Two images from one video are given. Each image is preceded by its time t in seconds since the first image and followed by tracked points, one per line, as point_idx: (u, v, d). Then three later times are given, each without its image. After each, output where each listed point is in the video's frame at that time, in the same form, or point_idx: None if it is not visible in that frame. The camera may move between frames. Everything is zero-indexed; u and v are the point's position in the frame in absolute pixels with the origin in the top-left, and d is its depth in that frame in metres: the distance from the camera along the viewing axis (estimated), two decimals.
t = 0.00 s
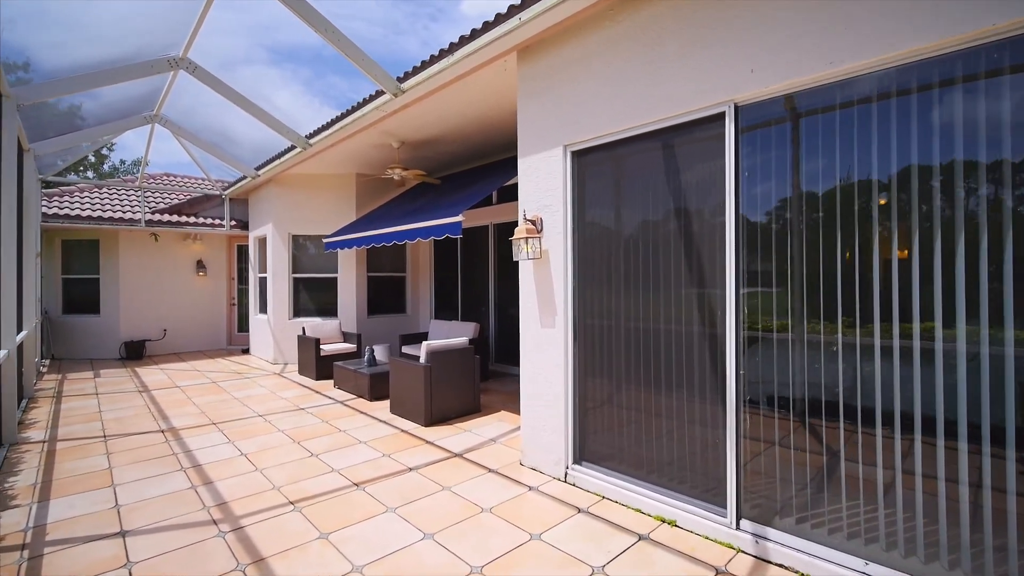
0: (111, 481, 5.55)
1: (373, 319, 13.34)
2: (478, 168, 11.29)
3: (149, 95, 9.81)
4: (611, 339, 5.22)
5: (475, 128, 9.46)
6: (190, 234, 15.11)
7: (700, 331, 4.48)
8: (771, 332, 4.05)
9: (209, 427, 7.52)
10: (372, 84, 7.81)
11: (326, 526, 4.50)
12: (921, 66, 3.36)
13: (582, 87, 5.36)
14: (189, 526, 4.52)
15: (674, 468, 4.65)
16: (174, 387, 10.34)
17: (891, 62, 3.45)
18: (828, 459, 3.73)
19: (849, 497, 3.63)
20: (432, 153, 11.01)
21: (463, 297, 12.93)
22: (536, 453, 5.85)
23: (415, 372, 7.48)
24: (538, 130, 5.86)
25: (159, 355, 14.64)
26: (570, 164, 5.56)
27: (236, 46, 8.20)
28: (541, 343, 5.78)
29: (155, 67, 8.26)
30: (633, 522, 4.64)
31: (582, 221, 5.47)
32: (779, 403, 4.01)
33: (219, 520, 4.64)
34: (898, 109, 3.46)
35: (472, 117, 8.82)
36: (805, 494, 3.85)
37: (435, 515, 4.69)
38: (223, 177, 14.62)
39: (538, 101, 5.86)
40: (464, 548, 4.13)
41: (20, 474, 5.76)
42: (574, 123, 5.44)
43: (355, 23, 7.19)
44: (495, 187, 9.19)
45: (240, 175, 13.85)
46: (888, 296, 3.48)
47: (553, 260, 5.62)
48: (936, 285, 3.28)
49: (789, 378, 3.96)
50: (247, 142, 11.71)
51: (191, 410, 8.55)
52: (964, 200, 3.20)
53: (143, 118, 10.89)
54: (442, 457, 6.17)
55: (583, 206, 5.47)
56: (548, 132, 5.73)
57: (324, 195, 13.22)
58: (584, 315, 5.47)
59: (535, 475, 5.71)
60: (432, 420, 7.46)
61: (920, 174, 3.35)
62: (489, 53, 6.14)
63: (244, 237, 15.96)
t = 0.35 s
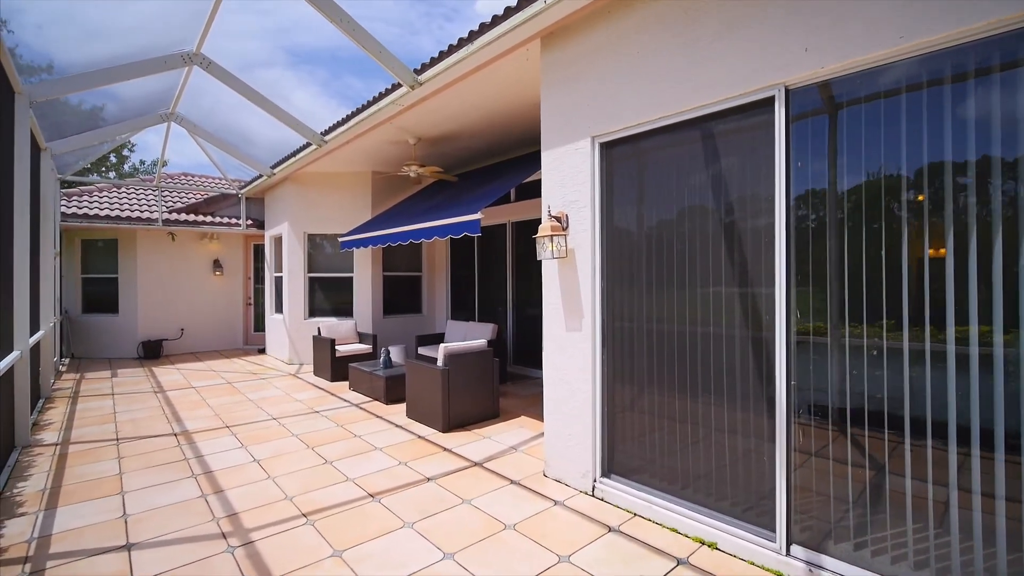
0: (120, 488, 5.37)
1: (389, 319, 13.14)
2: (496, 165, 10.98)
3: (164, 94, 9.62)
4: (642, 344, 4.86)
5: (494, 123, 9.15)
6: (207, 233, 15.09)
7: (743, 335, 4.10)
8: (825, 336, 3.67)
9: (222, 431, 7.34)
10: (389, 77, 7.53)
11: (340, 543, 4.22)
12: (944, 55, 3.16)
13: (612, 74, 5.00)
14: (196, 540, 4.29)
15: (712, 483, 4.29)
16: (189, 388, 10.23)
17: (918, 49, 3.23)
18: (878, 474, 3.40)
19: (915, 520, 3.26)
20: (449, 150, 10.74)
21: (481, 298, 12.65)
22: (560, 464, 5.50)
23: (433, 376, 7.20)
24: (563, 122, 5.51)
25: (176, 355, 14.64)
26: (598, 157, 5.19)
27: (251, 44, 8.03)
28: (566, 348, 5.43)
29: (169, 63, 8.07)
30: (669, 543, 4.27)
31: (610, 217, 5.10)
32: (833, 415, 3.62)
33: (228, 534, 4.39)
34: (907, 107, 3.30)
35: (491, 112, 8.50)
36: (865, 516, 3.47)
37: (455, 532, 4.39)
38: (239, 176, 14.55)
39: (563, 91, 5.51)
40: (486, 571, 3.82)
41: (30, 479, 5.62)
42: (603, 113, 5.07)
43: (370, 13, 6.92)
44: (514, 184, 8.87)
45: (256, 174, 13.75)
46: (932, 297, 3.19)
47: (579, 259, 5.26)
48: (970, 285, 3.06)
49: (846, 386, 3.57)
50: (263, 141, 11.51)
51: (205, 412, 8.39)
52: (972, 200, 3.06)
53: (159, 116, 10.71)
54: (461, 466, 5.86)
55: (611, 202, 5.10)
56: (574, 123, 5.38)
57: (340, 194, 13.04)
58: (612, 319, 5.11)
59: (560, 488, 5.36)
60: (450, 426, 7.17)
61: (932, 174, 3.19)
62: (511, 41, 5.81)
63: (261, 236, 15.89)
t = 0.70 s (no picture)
0: (117, 498, 5.06)
1: (399, 319, 12.80)
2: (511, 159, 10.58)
3: (171, 85, 9.32)
4: (679, 347, 4.44)
5: (510, 115, 8.75)
6: (216, 231, 14.88)
7: (799, 337, 3.68)
8: (894, 339, 3.25)
9: (227, 435, 7.04)
10: (401, 63, 7.15)
11: (349, 564, 3.85)
12: (974, 36, 2.95)
13: (646, 51, 4.55)
14: (194, 559, 3.94)
15: (759, 501, 3.88)
16: (196, 389, 9.97)
17: (945, 31, 3.03)
18: (934, 491, 3.06)
19: (990, 548, 2.89)
20: (463, 144, 10.36)
21: (494, 297, 12.27)
22: (586, 477, 5.07)
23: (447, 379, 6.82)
24: (589, 105, 5.07)
25: (185, 354, 14.45)
26: (629, 143, 4.73)
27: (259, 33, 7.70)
28: (594, 351, 4.98)
29: (174, 53, 7.74)
30: (713, 569, 3.85)
31: (643, 209, 4.65)
32: (905, 427, 3.19)
33: (228, 552, 4.04)
34: (922, 100, 3.13)
35: (507, 101, 8.10)
36: (941, 544, 3.05)
37: (475, 553, 4.00)
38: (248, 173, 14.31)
39: (589, 72, 5.08)
40: None
41: (24, 486, 5.34)
42: (635, 94, 4.63)
43: None
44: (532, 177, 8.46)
45: (265, 170, 13.49)
46: (958, 298, 2.99)
47: (609, 254, 4.80)
48: (986, 286, 2.90)
49: (920, 397, 3.14)
50: (272, 135, 11.20)
51: (210, 415, 8.09)
52: (983, 200, 2.91)
53: (166, 110, 10.39)
54: (478, 477, 5.47)
55: (644, 192, 4.65)
56: (601, 106, 4.94)
57: (350, 190, 12.73)
58: (645, 320, 4.68)
59: (586, 503, 4.93)
60: (465, 432, 6.79)
61: (949, 172, 3.02)
62: (533, 20, 5.40)
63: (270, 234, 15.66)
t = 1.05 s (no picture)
0: (104, 515, 4.66)
1: (408, 319, 12.39)
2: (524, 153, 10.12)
3: (172, 75, 9.02)
4: (724, 354, 3.97)
5: (525, 104, 8.29)
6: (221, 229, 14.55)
7: (876, 346, 3.22)
8: (990, 348, 2.81)
9: (227, 443, 6.63)
10: (412, 47, 6.69)
11: None
12: None
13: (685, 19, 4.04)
14: None
15: (819, 529, 3.46)
16: (198, 392, 9.61)
17: None
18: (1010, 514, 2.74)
19: None
20: (474, 136, 9.92)
21: (506, 297, 11.82)
22: (615, 495, 4.58)
23: (459, 385, 6.37)
24: (618, 84, 4.56)
25: (189, 355, 14.14)
26: (666, 126, 4.21)
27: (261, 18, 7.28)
28: (625, 358, 4.47)
29: (172, 41, 7.38)
30: None
31: (682, 200, 4.17)
32: (1003, 448, 2.77)
33: None
34: None
35: (523, 89, 7.63)
36: None
37: None
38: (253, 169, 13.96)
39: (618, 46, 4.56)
40: None
41: (7, 500, 4.96)
42: (673, 68, 4.11)
43: None
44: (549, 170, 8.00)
45: (270, 167, 13.12)
46: (1014, 298, 2.73)
47: (643, 250, 4.27)
48: (1013, 286, 2.74)
49: None
50: (276, 129, 10.81)
51: (210, 420, 7.71)
52: None
53: (167, 104, 10.19)
54: (495, 493, 5.02)
55: (683, 181, 4.16)
56: (632, 84, 4.43)
57: (357, 187, 12.33)
58: (685, 323, 4.20)
59: (617, 525, 4.44)
60: (479, 442, 6.34)
61: None
62: None
63: (275, 232, 15.31)
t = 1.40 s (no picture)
0: (76, 538, 4.19)
1: (411, 319, 11.92)
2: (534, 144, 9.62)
3: (164, 66, 8.57)
4: (775, 360, 3.45)
5: (536, 90, 7.79)
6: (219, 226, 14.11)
7: (972, 352, 2.70)
8: None
9: (218, 453, 6.17)
10: (416, 25, 6.20)
11: None
12: None
13: None
14: None
15: (892, 564, 2.94)
16: (192, 396, 9.15)
17: None
18: None
19: None
20: (481, 127, 9.42)
21: (514, 296, 11.32)
22: (645, 519, 4.04)
23: (468, 390, 5.88)
24: (648, 54, 4.03)
25: (186, 356, 13.71)
26: (707, 99, 3.68)
27: None
28: (656, 365, 3.92)
29: (162, 21, 6.91)
30: None
31: (725, 184, 3.64)
32: None
33: None
34: None
35: (535, 72, 7.13)
36: None
37: None
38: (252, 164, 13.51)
39: (649, 10, 4.02)
40: None
41: None
42: (716, 31, 3.58)
43: None
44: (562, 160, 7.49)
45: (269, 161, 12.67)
46: None
47: (680, 241, 3.72)
48: None
49: None
50: (274, 120, 10.34)
51: (202, 427, 7.24)
52: None
53: (160, 94, 9.72)
54: (510, 513, 4.52)
55: (726, 162, 3.63)
56: (666, 52, 3.89)
57: (359, 181, 11.85)
58: (727, 324, 3.66)
59: (648, 553, 3.91)
60: (489, 452, 5.85)
61: None
62: None
63: (275, 229, 14.85)
